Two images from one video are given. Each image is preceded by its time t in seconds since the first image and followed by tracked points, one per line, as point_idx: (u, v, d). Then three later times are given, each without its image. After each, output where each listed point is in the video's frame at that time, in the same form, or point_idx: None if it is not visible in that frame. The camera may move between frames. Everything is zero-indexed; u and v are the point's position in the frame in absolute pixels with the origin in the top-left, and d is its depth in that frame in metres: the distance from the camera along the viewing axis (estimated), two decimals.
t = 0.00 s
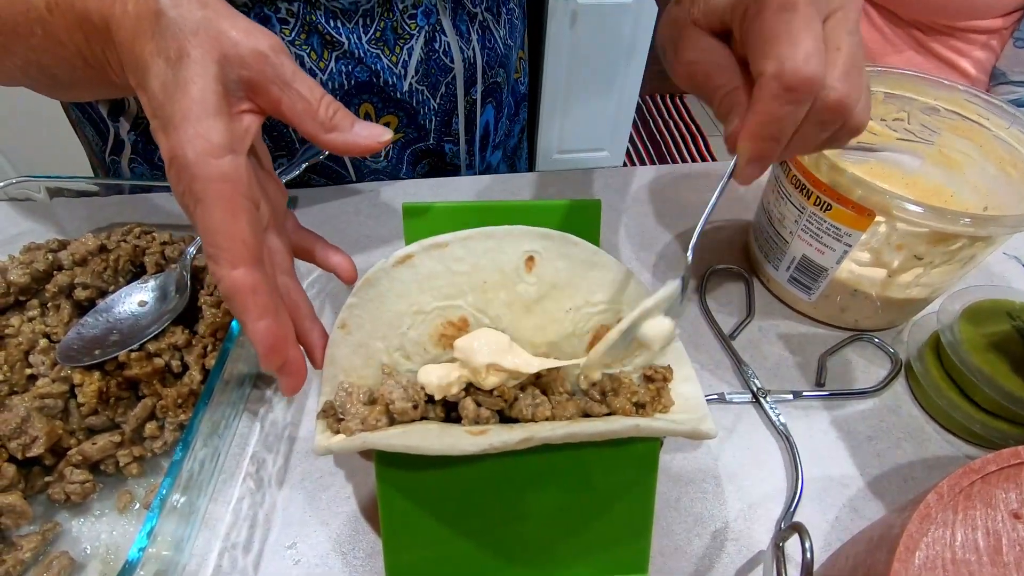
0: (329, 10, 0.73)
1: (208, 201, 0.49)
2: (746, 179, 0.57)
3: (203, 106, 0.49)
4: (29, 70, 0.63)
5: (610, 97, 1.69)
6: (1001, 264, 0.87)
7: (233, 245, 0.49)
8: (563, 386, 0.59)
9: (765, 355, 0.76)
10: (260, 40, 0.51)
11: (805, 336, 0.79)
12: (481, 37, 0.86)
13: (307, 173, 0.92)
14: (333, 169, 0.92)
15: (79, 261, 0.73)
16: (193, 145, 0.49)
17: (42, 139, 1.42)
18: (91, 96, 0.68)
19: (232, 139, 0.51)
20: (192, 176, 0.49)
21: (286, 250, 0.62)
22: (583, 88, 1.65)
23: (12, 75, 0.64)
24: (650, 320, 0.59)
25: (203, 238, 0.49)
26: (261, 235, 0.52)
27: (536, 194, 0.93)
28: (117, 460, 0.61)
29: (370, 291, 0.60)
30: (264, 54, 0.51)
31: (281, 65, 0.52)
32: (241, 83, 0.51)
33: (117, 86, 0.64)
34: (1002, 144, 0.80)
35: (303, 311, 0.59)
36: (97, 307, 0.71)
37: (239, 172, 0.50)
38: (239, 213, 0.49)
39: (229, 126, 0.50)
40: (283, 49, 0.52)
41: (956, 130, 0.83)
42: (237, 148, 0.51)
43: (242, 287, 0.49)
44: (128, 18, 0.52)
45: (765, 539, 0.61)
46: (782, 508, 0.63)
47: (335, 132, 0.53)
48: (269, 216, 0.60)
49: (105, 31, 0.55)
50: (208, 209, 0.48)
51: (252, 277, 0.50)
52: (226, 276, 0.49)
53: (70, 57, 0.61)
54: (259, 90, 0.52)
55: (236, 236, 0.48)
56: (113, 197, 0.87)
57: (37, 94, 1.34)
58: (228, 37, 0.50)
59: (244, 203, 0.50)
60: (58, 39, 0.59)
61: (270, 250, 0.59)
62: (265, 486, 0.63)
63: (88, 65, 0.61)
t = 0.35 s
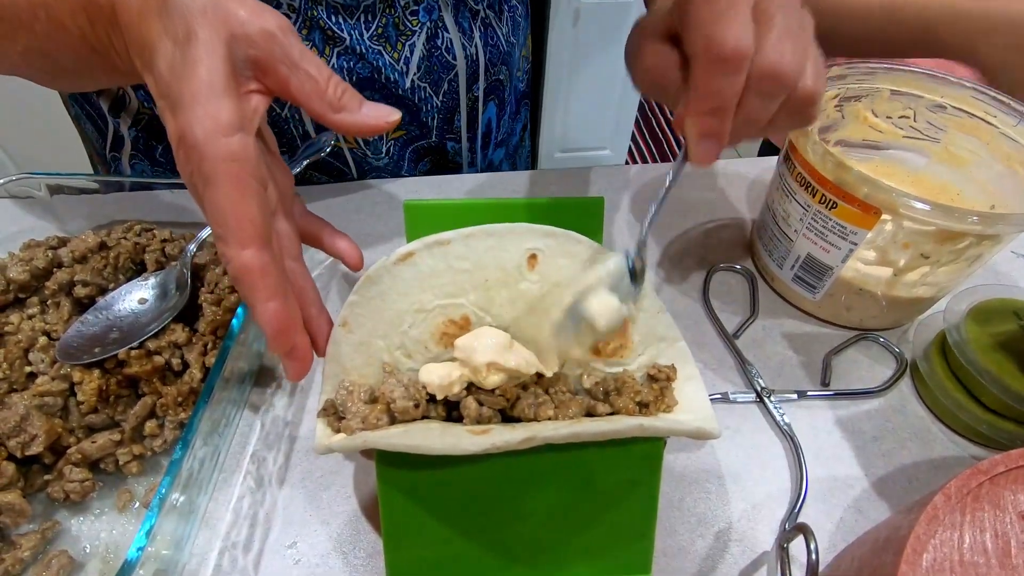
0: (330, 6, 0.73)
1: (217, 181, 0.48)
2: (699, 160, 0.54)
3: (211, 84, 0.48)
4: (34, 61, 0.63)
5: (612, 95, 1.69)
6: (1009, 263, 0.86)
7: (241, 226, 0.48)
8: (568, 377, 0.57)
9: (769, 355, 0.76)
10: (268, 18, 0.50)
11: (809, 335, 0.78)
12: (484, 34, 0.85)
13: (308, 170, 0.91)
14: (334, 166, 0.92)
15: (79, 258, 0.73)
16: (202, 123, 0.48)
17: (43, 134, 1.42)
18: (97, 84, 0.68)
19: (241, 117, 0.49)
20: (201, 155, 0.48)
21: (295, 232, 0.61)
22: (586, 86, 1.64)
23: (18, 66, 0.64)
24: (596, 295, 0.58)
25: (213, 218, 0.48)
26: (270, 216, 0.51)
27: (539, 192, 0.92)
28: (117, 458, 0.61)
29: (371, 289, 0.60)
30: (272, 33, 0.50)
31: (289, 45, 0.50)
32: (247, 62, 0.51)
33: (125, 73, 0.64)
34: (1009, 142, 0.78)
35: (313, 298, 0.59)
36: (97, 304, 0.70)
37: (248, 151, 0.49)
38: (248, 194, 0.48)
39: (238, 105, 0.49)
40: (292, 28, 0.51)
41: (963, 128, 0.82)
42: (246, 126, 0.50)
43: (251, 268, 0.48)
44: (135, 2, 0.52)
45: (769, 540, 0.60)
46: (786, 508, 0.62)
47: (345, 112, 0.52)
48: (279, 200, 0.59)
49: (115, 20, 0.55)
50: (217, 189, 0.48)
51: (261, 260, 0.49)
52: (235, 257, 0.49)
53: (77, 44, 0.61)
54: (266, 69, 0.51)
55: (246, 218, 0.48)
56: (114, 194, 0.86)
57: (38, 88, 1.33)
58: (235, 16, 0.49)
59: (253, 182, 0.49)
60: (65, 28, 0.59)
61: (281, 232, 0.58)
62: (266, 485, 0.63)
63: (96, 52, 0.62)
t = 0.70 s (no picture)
0: (338, 6, 0.73)
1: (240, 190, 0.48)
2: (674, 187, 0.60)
3: (245, 96, 0.50)
4: (54, 68, 0.63)
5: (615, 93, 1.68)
6: (1014, 264, 0.86)
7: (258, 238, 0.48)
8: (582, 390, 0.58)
9: (772, 356, 0.75)
10: (302, 37, 0.53)
11: (813, 337, 0.78)
12: (490, 34, 0.85)
13: (310, 170, 0.91)
14: (336, 166, 0.91)
15: (80, 258, 0.73)
16: (234, 132, 0.48)
17: (46, 132, 1.42)
18: (114, 91, 0.68)
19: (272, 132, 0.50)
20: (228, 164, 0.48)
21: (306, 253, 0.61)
22: (588, 85, 1.64)
23: (38, 73, 0.64)
24: (576, 302, 0.56)
25: (228, 226, 0.48)
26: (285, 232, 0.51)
27: (541, 192, 0.92)
28: (118, 459, 0.61)
29: (373, 290, 0.60)
30: (307, 51, 0.53)
31: (324, 64, 0.53)
32: (281, 78, 0.53)
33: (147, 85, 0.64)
34: (1015, 142, 0.78)
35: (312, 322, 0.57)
36: (99, 304, 0.70)
37: (276, 166, 0.50)
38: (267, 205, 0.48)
39: (270, 117, 0.51)
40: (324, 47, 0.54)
41: (968, 129, 0.82)
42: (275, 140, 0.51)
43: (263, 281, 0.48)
44: (168, 7, 0.52)
45: (772, 543, 0.60)
46: (790, 511, 0.62)
47: (372, 131, 0.54)
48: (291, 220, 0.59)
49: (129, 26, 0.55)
50: (239, 197, 0.48)
51: (274, 274, 0.48)
52: (247, 268, 0.48)
53: (100, 55, 0.61)
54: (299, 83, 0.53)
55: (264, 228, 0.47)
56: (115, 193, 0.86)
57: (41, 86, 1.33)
58: (272, 32, 0.52)
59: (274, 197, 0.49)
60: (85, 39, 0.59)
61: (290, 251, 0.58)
62: (267, 485, 0.63)
63: (117, 57, 0.60)
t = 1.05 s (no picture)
0: (346, 5, 0.73)
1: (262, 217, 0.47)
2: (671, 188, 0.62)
3: (280, 126, 0.49)
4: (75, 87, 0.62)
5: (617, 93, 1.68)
6: (1016, 266, 0.86)
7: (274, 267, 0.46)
8: (589, 399, 0.57)
9: (775, 357, 0.75)
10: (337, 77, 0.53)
11: (815, 338, 0.78)
12: (495, 34, 0.86)
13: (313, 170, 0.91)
14: (339, 166, 0.92)
15: (84, 258, 0.73)
16: (268, 159, 0.47)
17: (48, 131, 1.43)
18: (136, 108, 0.67)
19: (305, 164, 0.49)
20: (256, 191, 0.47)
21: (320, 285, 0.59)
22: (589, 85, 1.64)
23: (51, 86, 0.62)
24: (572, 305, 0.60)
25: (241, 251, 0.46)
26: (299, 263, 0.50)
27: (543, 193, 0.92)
28: (122, 458, 0.61)
29: (376, 291, 0.60)
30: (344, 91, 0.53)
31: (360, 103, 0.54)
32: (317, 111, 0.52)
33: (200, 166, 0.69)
34: (1018, 145, 0.78)
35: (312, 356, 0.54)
36: (102, 304, 0.70)
37: (303, 200, 0.48)
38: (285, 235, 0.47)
39: (304, 149, 0.50)
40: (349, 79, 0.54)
41: (970, 131, 0.82)
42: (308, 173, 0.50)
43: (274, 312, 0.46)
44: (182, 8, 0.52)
45: (774, 544, 0.60)
46: (791, 513, 0.62)
47: (404, 168, 0.56)
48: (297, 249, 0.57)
49: (147, 45, 0.54)
50: (261, 224, 0.46)
51: (284, 306, 0.47)
52: (255, 296, 0.46)
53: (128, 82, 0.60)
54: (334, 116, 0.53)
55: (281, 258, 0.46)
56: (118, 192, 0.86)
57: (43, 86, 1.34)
58: (311, 67, 0.52)
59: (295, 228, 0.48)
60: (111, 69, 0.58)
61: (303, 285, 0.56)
62: (270, 485, 0.63)
63: (135, 76, 0.59)
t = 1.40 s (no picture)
0: (352, 7, 0.73)
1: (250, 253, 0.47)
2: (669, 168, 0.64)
3: (259, 161, 0.48)
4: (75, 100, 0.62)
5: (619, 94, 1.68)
6: (1019, 270, 0.86)
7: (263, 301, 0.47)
8: (591, 403, 0.58)
9: (777, 361, 0.75)
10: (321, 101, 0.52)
11: (817, 341, 0.78)
12: (499, 35, 0.86)
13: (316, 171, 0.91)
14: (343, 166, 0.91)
15: (88, 259, 0.73)
16: (249, 197, 0.47)
17: (51, 132, 1.42)
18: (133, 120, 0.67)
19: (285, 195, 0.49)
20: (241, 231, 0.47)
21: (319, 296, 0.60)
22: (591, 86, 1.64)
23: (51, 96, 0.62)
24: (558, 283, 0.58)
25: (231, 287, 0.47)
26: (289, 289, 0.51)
27: (545, 195, 0.92)
28: (125, 460, 0.61)
29: (380, 293, 0.60)
30: (328, 115, 0.52)
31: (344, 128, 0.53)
32: (300, 139, 0.52)
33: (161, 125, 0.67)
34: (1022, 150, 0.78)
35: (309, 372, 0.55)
36: (106, 305, 0.70)
37: (287, 230, 0.49)
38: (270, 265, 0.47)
39: (283, 180, 0.49)
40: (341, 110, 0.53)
41: (974, 134, 0.82)
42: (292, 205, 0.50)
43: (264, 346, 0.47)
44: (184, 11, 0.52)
45: (776, 548, 0.60)
46: (794, 516, 0.62)
47: (389, 191, 0.55)
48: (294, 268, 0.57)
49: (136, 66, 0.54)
50: (246, 262, 0.47)
51: (275, 337, 0.48)
52: (244, 328, 0.47)
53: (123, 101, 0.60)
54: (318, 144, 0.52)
55: (268, 292, 0.47)
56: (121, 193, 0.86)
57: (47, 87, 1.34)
58: (293, 95, 0.51)
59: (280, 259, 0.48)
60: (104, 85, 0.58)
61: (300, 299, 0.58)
62: (273, 487, 0.63)
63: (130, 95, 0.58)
